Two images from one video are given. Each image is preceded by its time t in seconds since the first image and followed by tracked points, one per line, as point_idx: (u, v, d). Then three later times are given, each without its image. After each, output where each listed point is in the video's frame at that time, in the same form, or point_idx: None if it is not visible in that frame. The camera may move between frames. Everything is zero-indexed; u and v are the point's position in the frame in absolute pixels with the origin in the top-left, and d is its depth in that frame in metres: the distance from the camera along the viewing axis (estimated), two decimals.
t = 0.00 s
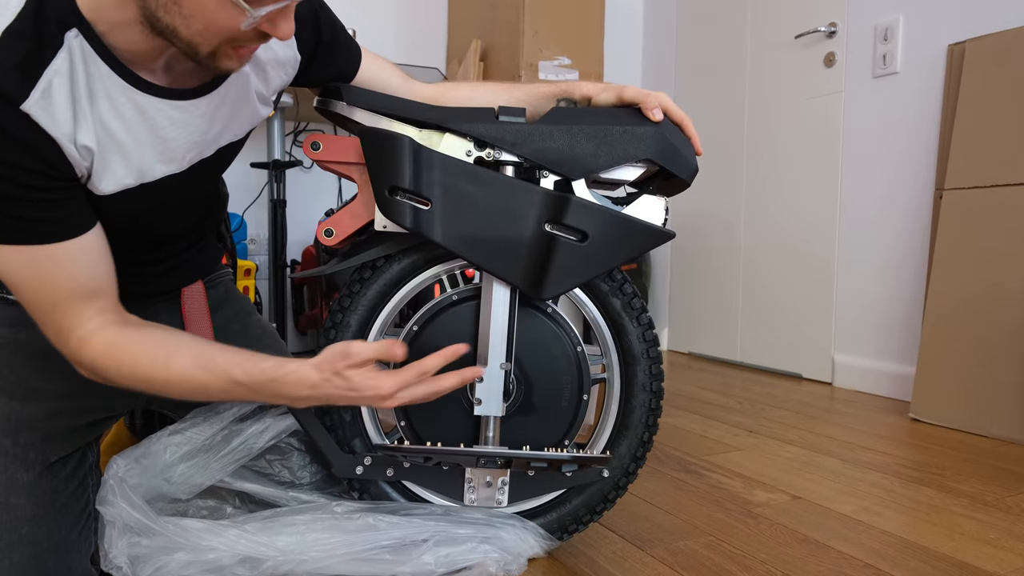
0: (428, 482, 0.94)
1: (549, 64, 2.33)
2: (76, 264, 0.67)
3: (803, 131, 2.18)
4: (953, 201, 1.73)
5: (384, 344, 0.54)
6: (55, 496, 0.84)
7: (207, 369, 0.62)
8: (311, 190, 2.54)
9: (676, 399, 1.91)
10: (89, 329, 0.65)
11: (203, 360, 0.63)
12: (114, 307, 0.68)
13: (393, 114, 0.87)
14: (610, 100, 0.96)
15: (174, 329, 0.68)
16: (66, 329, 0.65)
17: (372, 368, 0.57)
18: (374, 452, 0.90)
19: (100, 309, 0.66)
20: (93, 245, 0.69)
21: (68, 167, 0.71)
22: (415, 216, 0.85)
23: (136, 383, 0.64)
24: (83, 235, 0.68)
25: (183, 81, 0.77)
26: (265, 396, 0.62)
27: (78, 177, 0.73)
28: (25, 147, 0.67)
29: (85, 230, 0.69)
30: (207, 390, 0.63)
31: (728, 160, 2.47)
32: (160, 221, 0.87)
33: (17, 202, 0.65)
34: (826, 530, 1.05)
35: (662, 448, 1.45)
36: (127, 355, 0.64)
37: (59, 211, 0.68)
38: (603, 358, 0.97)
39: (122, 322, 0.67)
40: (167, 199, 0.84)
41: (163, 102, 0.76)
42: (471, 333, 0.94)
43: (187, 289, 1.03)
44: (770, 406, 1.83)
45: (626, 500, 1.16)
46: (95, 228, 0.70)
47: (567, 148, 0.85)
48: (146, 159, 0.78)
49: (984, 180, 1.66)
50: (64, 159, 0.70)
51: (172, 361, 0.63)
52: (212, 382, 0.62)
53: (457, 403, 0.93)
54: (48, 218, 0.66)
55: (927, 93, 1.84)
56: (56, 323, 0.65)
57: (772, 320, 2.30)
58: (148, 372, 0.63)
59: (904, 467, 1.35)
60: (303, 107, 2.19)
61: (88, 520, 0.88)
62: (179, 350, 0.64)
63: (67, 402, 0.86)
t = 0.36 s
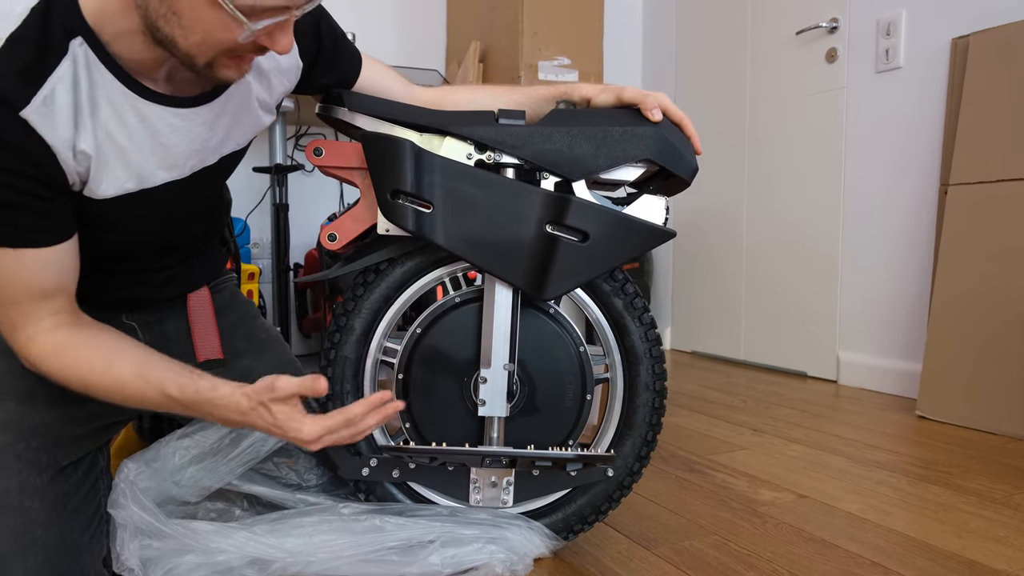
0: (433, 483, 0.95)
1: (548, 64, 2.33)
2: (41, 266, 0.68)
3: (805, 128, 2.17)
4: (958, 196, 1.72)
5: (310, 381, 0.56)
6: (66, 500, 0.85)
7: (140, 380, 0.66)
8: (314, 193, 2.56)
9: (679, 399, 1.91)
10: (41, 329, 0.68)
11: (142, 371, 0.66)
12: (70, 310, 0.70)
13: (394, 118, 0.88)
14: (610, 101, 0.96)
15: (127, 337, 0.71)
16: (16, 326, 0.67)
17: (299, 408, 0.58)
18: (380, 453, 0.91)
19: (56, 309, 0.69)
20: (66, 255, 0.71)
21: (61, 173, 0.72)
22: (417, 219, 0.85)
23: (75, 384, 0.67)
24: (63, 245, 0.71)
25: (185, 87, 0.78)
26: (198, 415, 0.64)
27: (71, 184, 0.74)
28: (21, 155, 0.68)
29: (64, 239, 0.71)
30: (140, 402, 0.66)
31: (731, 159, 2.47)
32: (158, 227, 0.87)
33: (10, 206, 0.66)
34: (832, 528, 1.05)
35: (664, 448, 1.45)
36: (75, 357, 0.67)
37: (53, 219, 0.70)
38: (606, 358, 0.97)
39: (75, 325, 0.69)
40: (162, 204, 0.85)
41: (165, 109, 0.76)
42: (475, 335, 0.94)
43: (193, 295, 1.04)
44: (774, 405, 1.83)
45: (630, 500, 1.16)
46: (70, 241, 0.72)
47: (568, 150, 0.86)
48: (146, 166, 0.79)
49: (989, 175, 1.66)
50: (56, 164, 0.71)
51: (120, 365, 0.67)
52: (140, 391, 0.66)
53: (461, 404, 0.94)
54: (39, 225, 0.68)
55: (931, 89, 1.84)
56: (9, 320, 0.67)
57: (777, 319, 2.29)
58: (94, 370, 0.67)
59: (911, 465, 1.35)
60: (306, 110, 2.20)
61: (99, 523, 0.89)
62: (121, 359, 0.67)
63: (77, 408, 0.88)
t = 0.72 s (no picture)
0: (435, 482, 0.95)
1: (551, 63, 2.33)
2: (41, 267, 0.67)
3: (806, 127, 2.18)
4: (958, 195, 1.72)
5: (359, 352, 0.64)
6: (66, 500, 0.85)
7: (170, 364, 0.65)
8: (316, 193, 2.56)
9: (681, 397, 1.91)
10: (47, 330, 0.66)
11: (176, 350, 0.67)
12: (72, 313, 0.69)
13: (394, 117, 0.88)
14: (610, 100, 0.96)
15: (128, 329, 0.70)
16: (21, 333, 0.65)
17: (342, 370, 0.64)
18: (382, 453, 0.91)
19: (62, 311, 0.67)
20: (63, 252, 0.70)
21: (59, 168, 0.71)
22: (417, 218, 0.85)
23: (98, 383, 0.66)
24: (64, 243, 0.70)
25: (184, 83, 0.79)
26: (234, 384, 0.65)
27: (70, 180, 0.74)
28: (20, 147, 0.67)
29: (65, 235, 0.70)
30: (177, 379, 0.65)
31: (732, 157, 2.47)
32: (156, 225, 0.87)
33: (5, 201, 0.65)
34: (832, 525, 1.05)
35: (667, 446, 1.45)
36: (87, 352, 0.65)
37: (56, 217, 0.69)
38: (607, 356, 0.98)
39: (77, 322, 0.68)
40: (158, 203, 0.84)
41: (163, 104, 0.77)
42: (477, 335, 0.94)
43: (192, 296, 1.04)
44: (775, 403, 1.83)
45: (633, 498, 1.16)
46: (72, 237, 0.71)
47: (568, 149, 0.86)
48: (144, 162, 0.79)
49: (989, 173, 1.66)
50: (56, 159, 0.71)
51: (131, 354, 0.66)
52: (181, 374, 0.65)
53: (462, 403, 0.94)
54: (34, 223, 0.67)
55: (931, 87, 1.84)
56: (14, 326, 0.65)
57: (778, 317, 2.29)
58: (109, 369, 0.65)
59: (911, 462, 1.35)
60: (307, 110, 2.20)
61: (98, 522, 0.89)
62: (138, 348, 0.66)
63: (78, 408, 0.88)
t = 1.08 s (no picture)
0: (439, 482, 0.95)
1: (552, 63, 2.33)
2: (216, 257, 0.65)
3: (807, 126, 2.17)
4: (960, 194, 1.72)
5: (600, 387, 0.80)
6: (72, 502, 0.85)
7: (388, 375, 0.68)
8: (318, 193, 2.56)
9: (685, 397, 1.91)
10: (255, 311, 0.65)
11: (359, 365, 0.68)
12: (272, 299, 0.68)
13: (397, 118, 0.88)
14: (613, 101, 0.96)
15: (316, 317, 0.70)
16: (236, 321, 0.65)
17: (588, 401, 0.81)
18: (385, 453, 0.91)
19: (267, 299, 0.67)
20: (208, 225, 0.67)
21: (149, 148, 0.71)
22: (421, 219, 0.85)
23: (312, 371, 0.67)
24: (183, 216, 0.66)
25: (224, 81, 0.78)
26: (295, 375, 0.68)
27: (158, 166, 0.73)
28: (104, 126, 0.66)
29: (186, 208, 0.67)
30: (397, 397, 0.69)
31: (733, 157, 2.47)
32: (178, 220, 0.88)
33: (94, 190, 0.64)
34: (835, 525, 1.05)
35: (670, 446, 1.45)
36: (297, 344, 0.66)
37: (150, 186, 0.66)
38: (610, 357, 0.97)
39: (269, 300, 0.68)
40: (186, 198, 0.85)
41: (211, 103, 0.76)
42: (479, 335, 0.94)
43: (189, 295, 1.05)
44: (778, 402, 1.83)
45: (637, 498, 1.16)
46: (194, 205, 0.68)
47: (572, 150, 0.86)
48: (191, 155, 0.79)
49: (991, 173, 1.66)
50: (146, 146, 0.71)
51: (343, 353, 0.68)
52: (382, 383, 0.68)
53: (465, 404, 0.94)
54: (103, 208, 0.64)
55: (932, 87, 1.84)
56: (223, 315, 0.64)
57: (780, 316, 2.29)
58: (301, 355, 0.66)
59: (914, 461, 1.35)
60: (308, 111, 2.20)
61: (104, 524, 0.89)
62: (342, 347, 0.68)
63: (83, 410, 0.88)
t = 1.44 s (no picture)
0: (443, 480, 0.94)
1: (554, 61, 2.33)
2: (233, 264, 0.67)
3: (810, 125, 2.17)
4: (963, 193, 1.72)
5: (600, 388, 0.79)
6: (81, 501, 0.85)
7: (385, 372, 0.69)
8: (320, 192, 2.56)
9: (687, 395, 1.91)
10: (259, 318, 0.67)
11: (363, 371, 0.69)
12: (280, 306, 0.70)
13: (406, 117, 0.88)
14: (621, 101, 0.96)
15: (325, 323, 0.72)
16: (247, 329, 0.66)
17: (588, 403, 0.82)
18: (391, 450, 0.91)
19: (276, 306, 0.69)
20: (224, 230, 0.68)
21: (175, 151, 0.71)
22: (430, 216, 0.85)
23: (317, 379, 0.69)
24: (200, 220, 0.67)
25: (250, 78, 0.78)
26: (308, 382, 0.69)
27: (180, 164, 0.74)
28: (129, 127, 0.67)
29: (204, 210, 0.68)
30: (403, 399, 0.70)
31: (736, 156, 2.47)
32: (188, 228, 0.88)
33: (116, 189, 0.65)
34: (837, 524, 1.06)
35: (674, 445, 1.45)
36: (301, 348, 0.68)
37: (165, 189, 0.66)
38: (615, 356, 0.98)
39: (277, 306, 0.69)
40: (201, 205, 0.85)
41: (238, 103, 0.76)
42: (485, 333, 0.95)
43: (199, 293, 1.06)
44: (781, 401, 1.83)
45: (640, 497, 1.17)
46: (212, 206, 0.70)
47: (580, 149, 0.86)
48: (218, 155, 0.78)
49: (994, 172, 1.65)
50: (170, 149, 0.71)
51: (347, 357, 0.69)
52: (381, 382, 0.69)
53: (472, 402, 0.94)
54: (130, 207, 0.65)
55: (935, 86, 1.83)
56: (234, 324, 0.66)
57: (782, 314, 2.29)
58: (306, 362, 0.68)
59: (917, 460, 1.35)
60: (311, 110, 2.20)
61: (111, 524, 0.90)
62: (344, 349, 0.69)
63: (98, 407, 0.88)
